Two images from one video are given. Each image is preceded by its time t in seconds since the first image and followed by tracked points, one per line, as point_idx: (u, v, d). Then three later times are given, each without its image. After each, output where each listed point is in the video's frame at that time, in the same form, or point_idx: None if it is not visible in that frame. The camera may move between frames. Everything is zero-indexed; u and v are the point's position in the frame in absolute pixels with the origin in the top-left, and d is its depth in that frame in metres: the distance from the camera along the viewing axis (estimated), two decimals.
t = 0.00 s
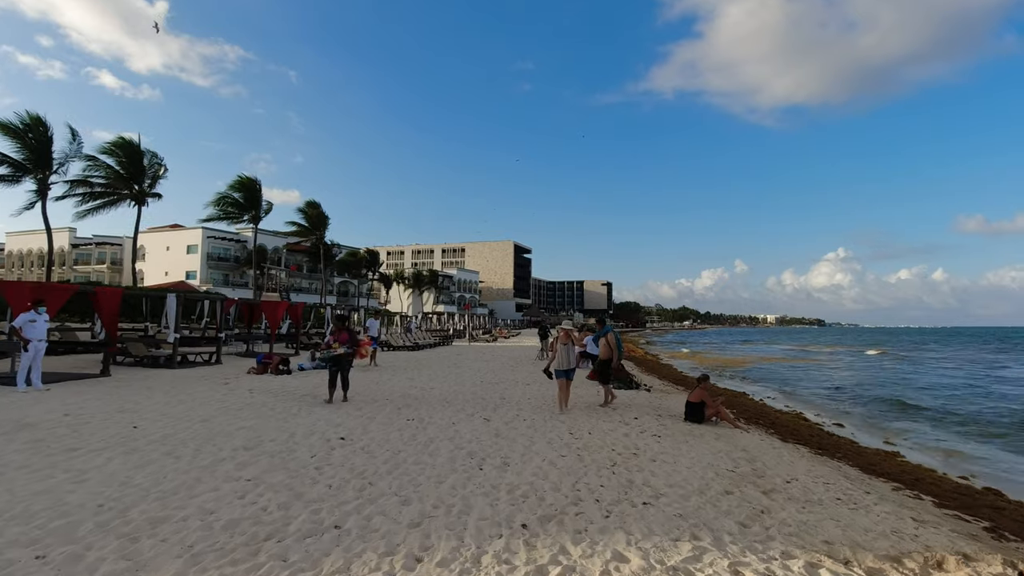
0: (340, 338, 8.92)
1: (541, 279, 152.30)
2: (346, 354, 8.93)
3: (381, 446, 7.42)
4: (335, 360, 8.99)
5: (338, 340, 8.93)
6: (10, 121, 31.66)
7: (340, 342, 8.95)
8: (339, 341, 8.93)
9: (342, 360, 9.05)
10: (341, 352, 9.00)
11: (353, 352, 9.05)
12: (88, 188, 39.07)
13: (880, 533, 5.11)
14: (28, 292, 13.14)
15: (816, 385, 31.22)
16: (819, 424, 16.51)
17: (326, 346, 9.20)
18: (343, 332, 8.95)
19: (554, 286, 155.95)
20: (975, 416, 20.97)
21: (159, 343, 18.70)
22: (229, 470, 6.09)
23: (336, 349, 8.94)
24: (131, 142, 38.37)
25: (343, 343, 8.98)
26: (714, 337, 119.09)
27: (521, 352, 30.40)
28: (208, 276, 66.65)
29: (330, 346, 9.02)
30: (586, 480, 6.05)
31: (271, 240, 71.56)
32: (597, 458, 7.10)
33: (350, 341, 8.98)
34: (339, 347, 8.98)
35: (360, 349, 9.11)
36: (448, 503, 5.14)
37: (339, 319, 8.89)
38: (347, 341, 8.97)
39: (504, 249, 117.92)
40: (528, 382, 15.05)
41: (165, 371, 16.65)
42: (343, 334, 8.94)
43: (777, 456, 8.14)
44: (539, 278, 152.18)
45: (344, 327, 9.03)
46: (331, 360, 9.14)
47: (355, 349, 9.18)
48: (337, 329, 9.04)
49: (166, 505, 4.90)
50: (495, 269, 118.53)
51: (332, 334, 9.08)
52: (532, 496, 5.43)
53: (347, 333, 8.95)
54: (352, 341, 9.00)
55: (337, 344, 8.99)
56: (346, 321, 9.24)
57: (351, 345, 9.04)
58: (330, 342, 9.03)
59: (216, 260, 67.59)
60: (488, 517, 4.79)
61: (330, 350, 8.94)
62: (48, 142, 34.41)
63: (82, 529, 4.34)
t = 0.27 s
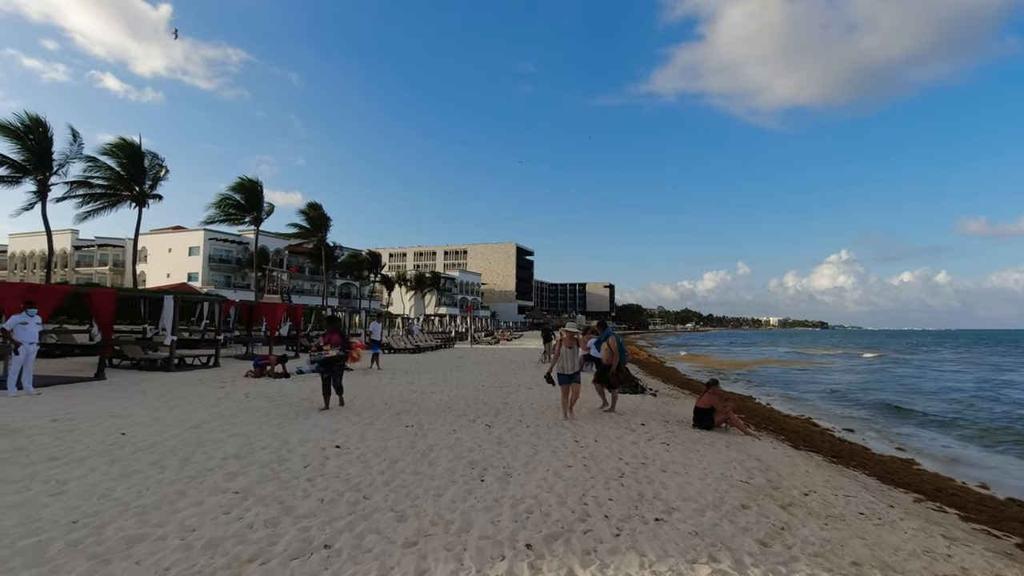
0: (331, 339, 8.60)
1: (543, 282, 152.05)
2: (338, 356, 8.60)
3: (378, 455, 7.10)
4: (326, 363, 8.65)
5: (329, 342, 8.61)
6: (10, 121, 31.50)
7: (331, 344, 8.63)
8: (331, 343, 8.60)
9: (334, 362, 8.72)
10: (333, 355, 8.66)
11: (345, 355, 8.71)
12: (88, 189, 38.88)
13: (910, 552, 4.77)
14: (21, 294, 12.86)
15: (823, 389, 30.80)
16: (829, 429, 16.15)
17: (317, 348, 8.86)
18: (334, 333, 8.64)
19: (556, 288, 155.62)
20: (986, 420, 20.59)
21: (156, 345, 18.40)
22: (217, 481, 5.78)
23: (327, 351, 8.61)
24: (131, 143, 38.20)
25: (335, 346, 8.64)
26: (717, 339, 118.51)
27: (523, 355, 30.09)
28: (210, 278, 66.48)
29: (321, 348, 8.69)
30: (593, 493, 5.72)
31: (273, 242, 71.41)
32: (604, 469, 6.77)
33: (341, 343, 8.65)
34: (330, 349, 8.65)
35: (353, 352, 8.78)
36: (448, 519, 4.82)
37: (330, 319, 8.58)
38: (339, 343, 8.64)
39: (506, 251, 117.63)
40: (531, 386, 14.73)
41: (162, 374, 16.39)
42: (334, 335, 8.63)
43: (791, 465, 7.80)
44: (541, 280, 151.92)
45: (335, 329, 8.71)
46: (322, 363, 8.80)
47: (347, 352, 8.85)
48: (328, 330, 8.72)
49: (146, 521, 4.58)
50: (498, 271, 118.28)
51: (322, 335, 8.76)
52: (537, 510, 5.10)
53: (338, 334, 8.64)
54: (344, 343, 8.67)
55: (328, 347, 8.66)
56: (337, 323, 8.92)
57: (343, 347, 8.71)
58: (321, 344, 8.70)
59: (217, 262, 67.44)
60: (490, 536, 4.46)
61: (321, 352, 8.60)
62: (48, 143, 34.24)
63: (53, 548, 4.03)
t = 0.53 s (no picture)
0: (325, 340, 8.28)
1: (544, 284, 151.83)
2: (331, 359, 8.24)
3: (373, 462, 6.76)
4: (319, 367, 8.28)
5: (322, 344, 8.28)
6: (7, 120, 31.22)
7: (325, 345, 8.29)
8: (324, 345, 8.27)
9: (328, 366, 8.35)
10: (326, 359, 8.31)
11: (338, 358, 8.38)
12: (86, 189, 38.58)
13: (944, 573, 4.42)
14: (10, 293, 12.53)
15: (827, 392, 30.41)
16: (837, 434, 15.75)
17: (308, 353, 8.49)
18: (327, 335, 8.31)
19: (557, 291, 155.33)
20: (997, 424, 20.18)
21: (150, 347, 18.04)
22: (200, 491, 5.43)
23: (320, 354, 8.25)
24: (130, 143, 37.93)
25: (327, 348, 8.31)
26: (718, 342, 118.03)
27: (525, 358, 29.71)
28: (210, 279, 66.18)
29: (313, 353, 8.33)
30: (601, 506, 5.37)
31: (272, 243, 71.14)
32: (612, 478, 6.41)
33: (335, 345, 8.33)
34: (323, 352, 8.30)
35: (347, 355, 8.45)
36: (446, 535, 4.47)
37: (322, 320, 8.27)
38: (332, 345, 8.31)
39: (507, 254, 117.36)
40: (532, 390, 14.37)
41: (156, 376, 16.05)
42: (328, 337, 8.31)
43: (806, 474, 7.45)
44: (542, 283, 151.68)
45: (327, 332, 8.40)
46: (314, 369, 8.43)
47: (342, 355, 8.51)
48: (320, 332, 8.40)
49: (119, 537, 4.23)
50: (499, 274, 117.91)
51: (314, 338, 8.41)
52: (542, 525, 4.75)
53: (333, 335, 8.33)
54: (338, 345, 8.35)
55: (320, 349, 8.31)
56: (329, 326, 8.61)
57: (338, 349, 8.39)
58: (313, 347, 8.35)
59: (217, 263, 67.15)
60: (492, 554, 4.11)
61: (314, 356, 8.24)
62: (46, 142, 33.96)
63: (14, 567, 3.69)
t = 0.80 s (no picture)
0: (314, 346, 7.93)
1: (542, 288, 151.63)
2: (320, 366, 7.91)
3: (365, 475, 6.41)
4: (306, 374, 7.94)
5: (311, 349, 7.92)
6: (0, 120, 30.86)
7: (313, 351, 7.94)
8: (312, 351, 7.91)
9: (316, 373, 8.00)
10: (313, 365, 7.96)
11: (327, 365, 8.04)
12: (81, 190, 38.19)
13: None
14: None
15: (829, 398, 30.09)
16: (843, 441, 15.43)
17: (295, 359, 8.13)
18: (316, 341, 7.96)
19: (555, 294, 155.06)
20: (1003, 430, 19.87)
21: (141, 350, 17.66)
22: (178, 508, 5.07)
23: (307, 360, 7.90)
24: (126, 143, 37.56)
25: (316, 354, 7.96)
26: (717, 346, 117.79)
27: (523, 362, 29.37)
28: (206, 281, 65.74)
29: (300, 359, 7.97)
30: (607, 525, 5.03)
31: (270, 245, 70.76)
32: (617, 493, 6.07)
33: (323, 351, 7.98)
34: (311, 358, 7.95)
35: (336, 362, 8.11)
36: (441, 559, 4.13)
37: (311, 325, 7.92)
38: (321, 351, 7.96)
39: (506, 257, 117.08)
40: (532, 396, 14.03)
41: (147, 380, 15.70)
42: (317, 342, 7.96)
43: (819, 488, 7.12)
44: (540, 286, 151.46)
45: (316, 337, 8.05)
46: (301, 375, 8.07)
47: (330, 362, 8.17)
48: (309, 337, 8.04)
49: (84, 561, 3.89)
50: (497, 277, 117.61)
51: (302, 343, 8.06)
52: (544, 547, 4.41)
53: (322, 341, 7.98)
54: (327, 351, 8.00)
55: (307, 356, 7.95)
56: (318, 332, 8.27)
57: (327, 355, 8.05)
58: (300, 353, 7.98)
59: (214, 265, 66.73)
60: None
61: (301, 362, 7.89)
62: (40, 142, 33.59)
63: None
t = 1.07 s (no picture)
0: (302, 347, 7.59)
1: (542, 291, 151.37)
2: (307, 368, 7.60)
3: (357, 484, 6.06)
4: (292, 376, 7.61)
5: (298, 351, 7.59)
6: None
7: (300, 353, 7.60)
8: (300, 352, 7.58)
9: (302, 375, 7.67)
10: (300, 367, 7.64)
11: (314, 368, 7.72)
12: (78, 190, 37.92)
13: None
14: None
15: (832, 402, 29.72)
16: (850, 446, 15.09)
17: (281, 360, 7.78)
18: (304, 342, 7.61)
19: (555, 297, 154.86)
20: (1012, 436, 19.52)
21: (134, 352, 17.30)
22: (152, 520, 4.74)
23: (294, 362, 7.56)
24: (124, 143, 37.29)
25: (303, 356, 7.62)
26: (717, 350, 117.46)
27: (524, 365, 29.00)
28: (205, 283, 65.48)
29: (286, 360, 7.64)
30: (613, 541, 4.67)
31: (269, 247, 70.52)
32: (623, 504, 5.70)
33: (311, 353, 7.62)
34: (298, 359, 7.62)
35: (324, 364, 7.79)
36: None
37: (299, 325, 7.57)
38: (308, 353, 7.61)
39: (506, 260, 116.87)
40: (532, 401, 13.70)
41: (139, 382, 15.37)
42: (305, 344, 7.62)
43: (835, 499, 6.76)
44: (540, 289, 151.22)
45: (303, 338, 7.71)
46: (287, 377, 7.74)
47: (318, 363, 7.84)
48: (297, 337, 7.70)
49: None
50: (497, 279, 117.27)
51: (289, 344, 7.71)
52: (546, 566, 4.06)
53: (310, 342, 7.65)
54: (315, 353, 7.68)
55: (294, 357, 7.60)
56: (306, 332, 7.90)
57: (315, 357, 7.71)
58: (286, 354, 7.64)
59: (213, 267, 66.43)
60: None
61: (287, 364, 7.55)
62: (37, 142, 33.34)
63: None
